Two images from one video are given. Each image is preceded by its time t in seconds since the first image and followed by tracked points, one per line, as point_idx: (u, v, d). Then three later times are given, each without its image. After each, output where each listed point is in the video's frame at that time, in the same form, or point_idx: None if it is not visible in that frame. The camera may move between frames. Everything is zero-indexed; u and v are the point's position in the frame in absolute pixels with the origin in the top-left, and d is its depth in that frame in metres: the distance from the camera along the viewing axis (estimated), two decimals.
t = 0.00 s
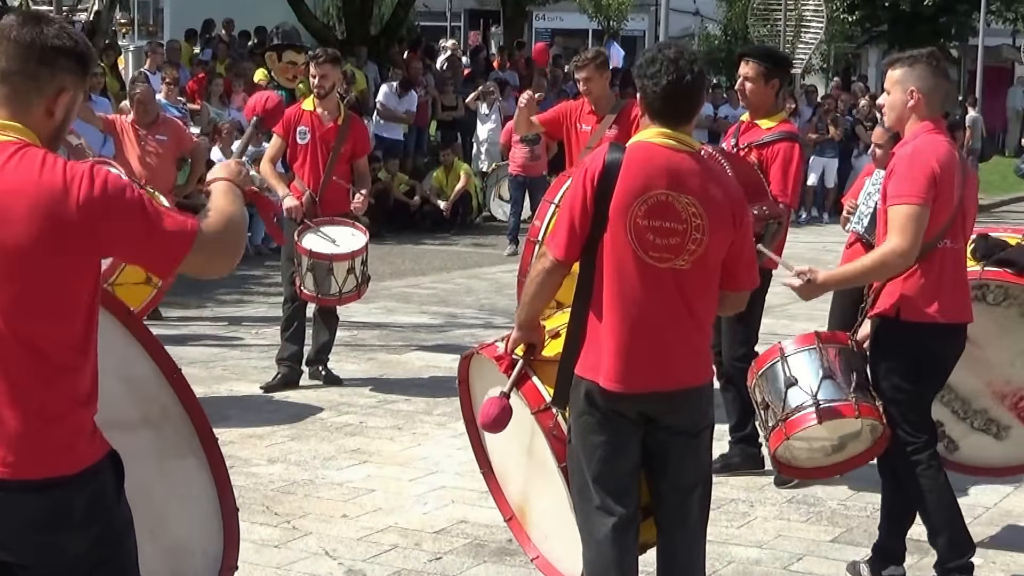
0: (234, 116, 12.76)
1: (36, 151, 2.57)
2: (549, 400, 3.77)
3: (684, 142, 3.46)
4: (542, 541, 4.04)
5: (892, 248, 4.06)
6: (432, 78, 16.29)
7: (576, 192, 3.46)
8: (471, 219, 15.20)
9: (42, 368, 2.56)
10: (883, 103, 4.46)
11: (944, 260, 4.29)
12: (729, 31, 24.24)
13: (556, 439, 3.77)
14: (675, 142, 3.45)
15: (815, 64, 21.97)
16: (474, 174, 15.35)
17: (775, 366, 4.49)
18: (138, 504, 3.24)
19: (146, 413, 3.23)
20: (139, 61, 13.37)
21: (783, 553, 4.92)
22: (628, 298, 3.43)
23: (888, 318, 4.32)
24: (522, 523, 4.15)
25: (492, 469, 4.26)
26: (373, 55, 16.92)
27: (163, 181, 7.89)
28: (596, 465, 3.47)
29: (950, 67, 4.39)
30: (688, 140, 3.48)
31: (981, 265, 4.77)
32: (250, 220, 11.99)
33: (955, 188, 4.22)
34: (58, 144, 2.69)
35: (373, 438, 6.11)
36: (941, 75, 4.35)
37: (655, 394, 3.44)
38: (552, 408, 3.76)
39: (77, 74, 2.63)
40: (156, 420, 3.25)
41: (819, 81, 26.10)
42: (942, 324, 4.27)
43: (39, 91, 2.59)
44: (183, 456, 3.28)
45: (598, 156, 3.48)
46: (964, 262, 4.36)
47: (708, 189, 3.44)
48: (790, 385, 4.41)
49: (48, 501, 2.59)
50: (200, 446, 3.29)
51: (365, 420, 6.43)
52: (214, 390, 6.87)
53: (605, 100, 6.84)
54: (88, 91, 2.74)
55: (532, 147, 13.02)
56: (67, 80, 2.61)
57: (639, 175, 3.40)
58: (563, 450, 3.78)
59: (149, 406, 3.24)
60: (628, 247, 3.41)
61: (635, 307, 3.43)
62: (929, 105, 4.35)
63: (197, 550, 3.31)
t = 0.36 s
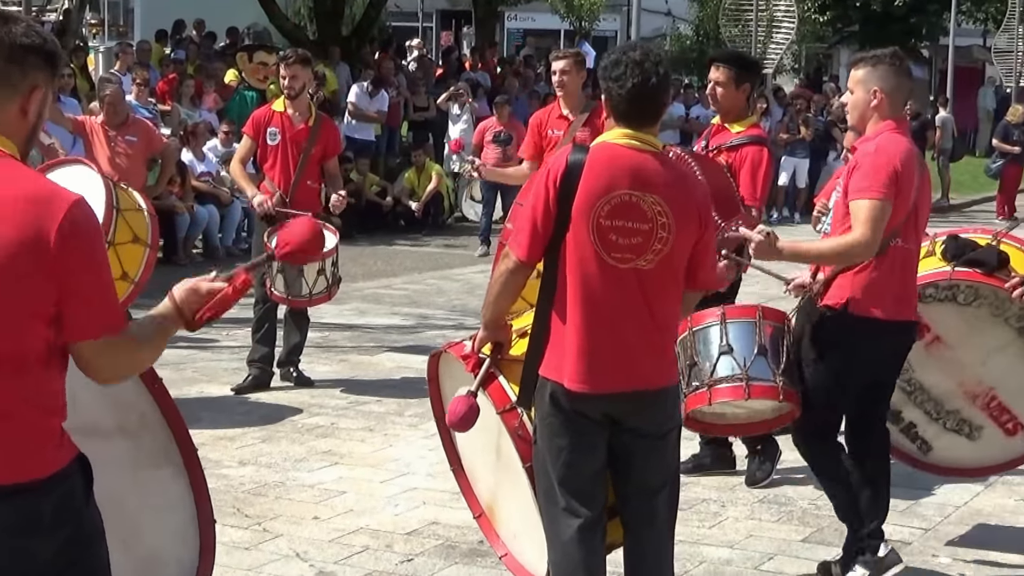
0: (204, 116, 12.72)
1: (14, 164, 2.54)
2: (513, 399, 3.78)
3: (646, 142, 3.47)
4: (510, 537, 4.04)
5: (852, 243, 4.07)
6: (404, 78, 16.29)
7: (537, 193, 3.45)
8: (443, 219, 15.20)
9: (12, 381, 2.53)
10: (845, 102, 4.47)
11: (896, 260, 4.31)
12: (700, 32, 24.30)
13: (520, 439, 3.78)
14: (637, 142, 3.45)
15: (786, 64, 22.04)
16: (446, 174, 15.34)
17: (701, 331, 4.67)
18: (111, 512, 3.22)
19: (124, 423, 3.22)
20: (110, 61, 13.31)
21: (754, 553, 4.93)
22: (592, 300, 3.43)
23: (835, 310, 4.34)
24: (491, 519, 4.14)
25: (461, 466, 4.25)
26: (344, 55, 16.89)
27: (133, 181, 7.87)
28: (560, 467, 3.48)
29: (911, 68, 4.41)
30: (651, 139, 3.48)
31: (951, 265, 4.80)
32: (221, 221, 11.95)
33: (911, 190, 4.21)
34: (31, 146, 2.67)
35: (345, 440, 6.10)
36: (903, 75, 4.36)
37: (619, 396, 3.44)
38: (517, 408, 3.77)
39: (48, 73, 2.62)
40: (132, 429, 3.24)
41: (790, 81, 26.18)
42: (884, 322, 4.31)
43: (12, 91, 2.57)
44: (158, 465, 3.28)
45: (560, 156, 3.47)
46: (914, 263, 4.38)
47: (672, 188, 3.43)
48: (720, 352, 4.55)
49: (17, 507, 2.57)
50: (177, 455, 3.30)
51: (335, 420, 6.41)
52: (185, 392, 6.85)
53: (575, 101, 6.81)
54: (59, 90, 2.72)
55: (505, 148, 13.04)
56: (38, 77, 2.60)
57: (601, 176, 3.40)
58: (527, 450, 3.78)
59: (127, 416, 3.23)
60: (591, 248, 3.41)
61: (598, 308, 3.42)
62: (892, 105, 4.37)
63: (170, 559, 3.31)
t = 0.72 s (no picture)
0: (172, 118, 12.68)
1: None
2: (477, 404, 3.77)
3: (606, 147, 3.46)
4: (477, 543, 4.04)
5: (791, 246, 4.12)
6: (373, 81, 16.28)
7: (496, 199, 3.46)
8: (412, 221, 15.19)
9: None
10: (794, 105, 4.53)
11: (840, 262, 4.36)
12: (669, 34, 24.35)
13: (484, 444, 3.76)
14: (596, 146, 3.45)
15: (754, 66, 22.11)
16: (415, 176, 15.34)
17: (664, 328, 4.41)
18: (71, 520, 3.16)
19: (85, 432, 3.13)
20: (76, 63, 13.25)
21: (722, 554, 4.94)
22: (551, 304, 3.43)
23: (778, 310, 4.40)
24: (458, 526, 4.13)
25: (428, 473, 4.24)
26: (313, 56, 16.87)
27: (100, 183, 7.84)
28: (522, 471, 3.48)
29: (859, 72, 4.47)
30: (610, 143, 3.47)
31: (919, 266, 4.81)
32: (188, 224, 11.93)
33: (857, 190, 4.26)
34: None
35: (313, 442, 6.09)
36: (851, 79, 4.43)
37: (580, 399, 3.44)
38: (480, 412, 3.76)
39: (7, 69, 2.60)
40: (95, 438, 3.14)
41: (757, 82, 26.26)
42: (825, 323, 4.36)
43: None
44: (124, 471, 3.17)
45: (521, 161, 3.47)
46: (860, 265, 4.42)
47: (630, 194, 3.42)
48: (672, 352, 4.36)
49: None
50: (144, 462, 3.18)
51: (303, 423, 6.40)
52: (152, 395, 6.83)
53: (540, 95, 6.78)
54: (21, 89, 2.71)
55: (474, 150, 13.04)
56: None
57: (559, 181, 3.40)
58: (492, 456, 3.76)
59: (88, 424, 3.13)
60: (550, 253, 3.41)
61: (558, 312, 3.42)
62: (839, 108, 4.43)
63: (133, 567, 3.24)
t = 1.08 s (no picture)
0: (137, 120, 12.62)
1: None
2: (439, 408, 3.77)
3: (565, 147, 3.46)
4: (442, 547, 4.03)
5: (716, 253, 4.15)
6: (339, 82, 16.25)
7: (454, 201, 3.47)
8: (379, 222, 15.16)
9: None
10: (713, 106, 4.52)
11: (762, 260, 4.44)
12: (636, 35, 24.37)
13: (447, 449, 3.76)
14: (555, 147, 3.45)
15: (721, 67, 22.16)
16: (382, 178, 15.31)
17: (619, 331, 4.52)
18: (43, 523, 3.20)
19: (56, 434, 3.19)
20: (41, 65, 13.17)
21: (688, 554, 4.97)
22: (509, 305, 3.42)
23: (703, 309, 4.48)
24: (425, 534, 4.12)
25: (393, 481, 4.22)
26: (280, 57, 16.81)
27: (65, 185, 7.79)
28: (483, 475, 3.48)
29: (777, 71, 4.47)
30: (570, 145, 3.47)
31: (886, 266, 4.84)
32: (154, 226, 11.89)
33: (774, 192, 4.29)
34: None
35: (280, 445, 6.07)
36: (768, 79, 4.42)
37: (538, 401, 3.43)
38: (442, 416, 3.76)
39: None
40: (66, 440, 3.21)
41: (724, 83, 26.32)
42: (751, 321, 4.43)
43: None
44: (92, 473, 3.26)
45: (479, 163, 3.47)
46: (783, 262, 4.51)
47: (588, 194, 3.41)
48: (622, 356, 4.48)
49: None
50: (111, 462, 3.29)
51: (270, 425, 6.38)
52: (118, 397, 6.80)
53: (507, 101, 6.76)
54: None
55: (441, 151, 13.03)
56: None
57: (515, 181, 3.39)
58: (455, 459, 3.77)
59: (59, 427, 3.19)
60: (508, 254, 3.41)
61: (515, 314, 3.42)
62: (758, 109, 4.42)
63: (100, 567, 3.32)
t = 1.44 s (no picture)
0: (103, 121, 12.56)
1: None
2: (403, 413, 3.75)
3: (523, 148, 3.46)
4: (404, 550, 4.01)
5: (638, 251, 4.18)
6: (306, 84, 16.22)
7: (412, 203, 3.47)
8: (347, 224, 15.12)
9: None
10: (654, 106, 4.64)
11: (693, 263, 4.56)
12: (603, 36, 24.38)
13: (411, 452, 3.75)
14: (514, 148, 3.44)
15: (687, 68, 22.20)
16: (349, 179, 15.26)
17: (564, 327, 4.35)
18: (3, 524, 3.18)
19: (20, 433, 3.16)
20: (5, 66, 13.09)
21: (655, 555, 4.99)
22: (468, 308, 3.42)
23: (632, 308, 4.58)
24: (386, 539, 4.10)
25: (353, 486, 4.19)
26: (246, 58, 16.74)
27: (30, 186, 7.74)
28: (447, 479, 3.47)
29: (716, 75, 4.58)
30: (528, 146, 3.47)
31: (853, 266, 4.87)
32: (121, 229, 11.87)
33: (705, 192, 4.40)
34: None
35: (246, 447, 6.05)
36: (705, 83, 4.54)
37: (498, 403, 3.43)
38: (406, 420, 3.74)
39: None
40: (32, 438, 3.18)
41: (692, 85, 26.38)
42: (676, 321, 4.53)
43: None
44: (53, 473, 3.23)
45: (437, 164, 3.47)
46: (714, 265, 4.64)
47: (546, 195, 3.40)
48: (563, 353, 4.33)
49: None
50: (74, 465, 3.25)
51: (236, 428, 6.35)
52: (84, 401, 6.77)
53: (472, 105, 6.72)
54: None
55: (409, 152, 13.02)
56: None
57: (472, 183, 3.38)
58: (418, 464, 3.76)
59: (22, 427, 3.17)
60: (466, 256, 3.40)
61: (475, 317, 3.42)
62: (696, 111, 4.51)
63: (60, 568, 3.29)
